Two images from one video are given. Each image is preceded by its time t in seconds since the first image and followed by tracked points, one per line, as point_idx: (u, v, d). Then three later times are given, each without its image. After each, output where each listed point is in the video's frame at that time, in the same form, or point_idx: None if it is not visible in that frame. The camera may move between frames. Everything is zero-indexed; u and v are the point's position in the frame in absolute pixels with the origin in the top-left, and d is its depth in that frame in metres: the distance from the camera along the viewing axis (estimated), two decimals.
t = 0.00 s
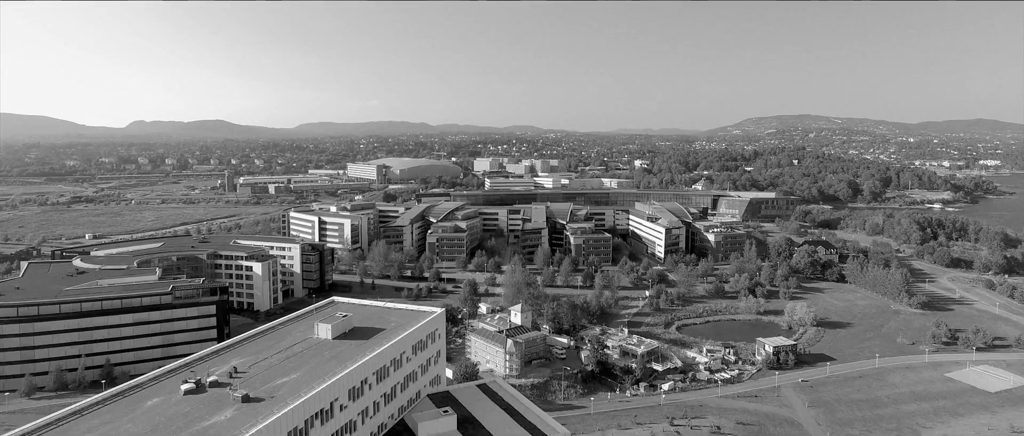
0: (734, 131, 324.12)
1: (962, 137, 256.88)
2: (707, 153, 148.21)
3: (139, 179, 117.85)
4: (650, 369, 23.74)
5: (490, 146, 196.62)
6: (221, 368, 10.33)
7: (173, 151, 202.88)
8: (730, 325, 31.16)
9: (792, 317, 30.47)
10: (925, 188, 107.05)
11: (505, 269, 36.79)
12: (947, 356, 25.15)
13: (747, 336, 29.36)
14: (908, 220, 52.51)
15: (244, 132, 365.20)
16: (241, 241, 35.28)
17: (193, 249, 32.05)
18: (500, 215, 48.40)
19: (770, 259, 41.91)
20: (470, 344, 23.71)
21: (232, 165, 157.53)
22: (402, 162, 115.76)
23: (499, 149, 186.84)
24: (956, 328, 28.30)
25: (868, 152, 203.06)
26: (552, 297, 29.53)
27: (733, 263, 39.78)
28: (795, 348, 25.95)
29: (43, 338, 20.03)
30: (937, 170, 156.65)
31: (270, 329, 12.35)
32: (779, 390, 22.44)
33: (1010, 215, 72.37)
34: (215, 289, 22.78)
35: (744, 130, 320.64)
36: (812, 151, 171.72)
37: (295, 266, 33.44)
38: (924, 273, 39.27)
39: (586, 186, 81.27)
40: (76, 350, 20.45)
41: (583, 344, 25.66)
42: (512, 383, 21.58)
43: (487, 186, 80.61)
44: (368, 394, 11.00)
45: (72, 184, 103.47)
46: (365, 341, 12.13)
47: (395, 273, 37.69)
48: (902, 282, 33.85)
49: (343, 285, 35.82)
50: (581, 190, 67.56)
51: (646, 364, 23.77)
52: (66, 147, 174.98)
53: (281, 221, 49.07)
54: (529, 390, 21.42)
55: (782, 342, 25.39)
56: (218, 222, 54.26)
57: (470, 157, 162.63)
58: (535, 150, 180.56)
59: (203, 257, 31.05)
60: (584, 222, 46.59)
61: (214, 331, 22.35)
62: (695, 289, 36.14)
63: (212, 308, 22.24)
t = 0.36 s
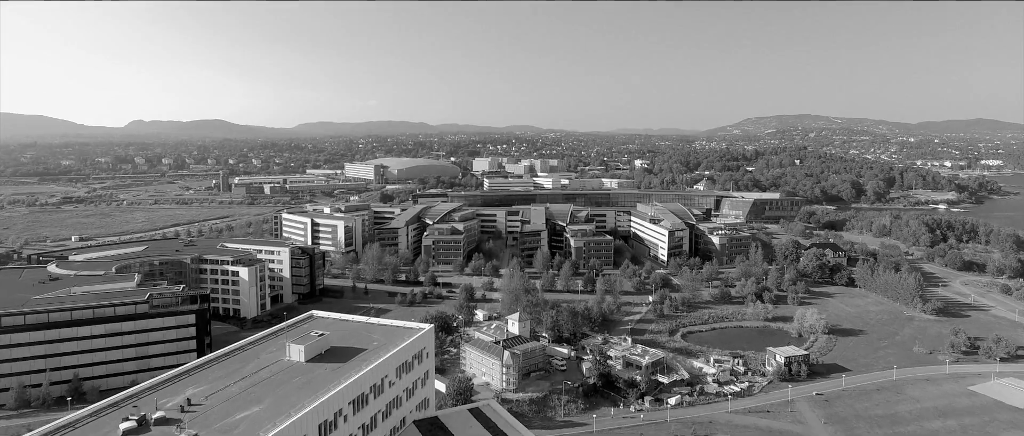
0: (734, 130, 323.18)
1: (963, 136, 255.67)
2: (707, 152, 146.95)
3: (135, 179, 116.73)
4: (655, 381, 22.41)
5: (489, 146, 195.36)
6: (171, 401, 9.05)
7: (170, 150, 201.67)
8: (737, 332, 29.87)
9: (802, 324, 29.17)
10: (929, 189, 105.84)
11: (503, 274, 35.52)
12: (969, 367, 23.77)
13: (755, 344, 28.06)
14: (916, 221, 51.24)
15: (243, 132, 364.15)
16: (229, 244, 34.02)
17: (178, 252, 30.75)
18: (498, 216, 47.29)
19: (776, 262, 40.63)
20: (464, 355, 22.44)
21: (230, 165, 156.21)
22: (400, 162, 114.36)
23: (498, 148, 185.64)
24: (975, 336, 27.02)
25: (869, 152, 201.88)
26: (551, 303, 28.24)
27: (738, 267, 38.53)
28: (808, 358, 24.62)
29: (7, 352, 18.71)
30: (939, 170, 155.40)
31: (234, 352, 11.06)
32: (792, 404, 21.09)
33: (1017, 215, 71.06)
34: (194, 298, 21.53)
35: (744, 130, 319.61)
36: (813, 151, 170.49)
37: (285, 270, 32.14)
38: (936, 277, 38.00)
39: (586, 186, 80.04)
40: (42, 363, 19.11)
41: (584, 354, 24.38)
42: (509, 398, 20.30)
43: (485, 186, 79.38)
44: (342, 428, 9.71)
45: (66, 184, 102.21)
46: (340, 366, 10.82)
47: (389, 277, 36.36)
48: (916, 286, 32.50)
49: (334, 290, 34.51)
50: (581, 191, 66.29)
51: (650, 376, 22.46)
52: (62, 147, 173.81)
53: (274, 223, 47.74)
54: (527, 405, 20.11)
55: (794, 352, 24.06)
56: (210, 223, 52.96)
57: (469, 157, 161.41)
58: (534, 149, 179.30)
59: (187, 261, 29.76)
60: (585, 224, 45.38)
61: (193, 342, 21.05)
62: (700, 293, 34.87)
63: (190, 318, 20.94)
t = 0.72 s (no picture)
0: (735, 131, 321.84)
1: (965, 136, 254.12)
2: (709, 153, 145.51)
3: (131, 179, 115.44)
4: (661, 396, 21.08)
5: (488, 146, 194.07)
6: None
7: (168, 151, 200.45)
8: (746, 341, 28.53)
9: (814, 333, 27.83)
10: (934, 189, 104.39)
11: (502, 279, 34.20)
12: (993, 381, 22.43)
13: (765, 354, 26.71)
14: (926, 224, 49.89)
15: (241, 131, 362.86)
16: (216, 248, 32.68)
17: (161, 257, 29.39)
18: (496, 219, 45.99)
19: (783, 267, 39.31)
20: (459, 369, 21.12)
21: (227, 165, 154.85)
22: (398, 163, 112.94)
23: (498, 148, 184.31)
24: (997, 347, 25.71)
25: (871, 152, 200.40)
26: (550, 311, 26.93)
27: (745, 272, 37.20)
28: (822, 371, 23.27)
29: None
30: (942, 170, 153.98)
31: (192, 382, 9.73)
32: (809, 422, 19.75)
33: None
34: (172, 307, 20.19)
35: (745, 130, 318.28)
36: (815, 151, 169.07)
37: (274, 276, 30.82)
38: (950, 282, 36.65)
39: (587, 187, 78.67)
40: (6, 381, 17.73)
41: (586, 366, 23.08)
42: (506, 417, 18.98)
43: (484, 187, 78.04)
44: None
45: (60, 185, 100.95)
46: (311, 398, 9.49)
47: (383, 283, 34.95)
48: (932, 292, 31.14)
49: (326, 296, 33.15)
50: (582, 192, 64.90)
51: (656, 391, 21.12)
52: (59, 147, 172.61)
53: (266, 226, 46.34)
54: (525, 424, 18.78)
55: (809, 365, 22.73)
56: (202, 226, 51.57)
57: (469, 157, 160.08)
58: (534, 150, 177.94)
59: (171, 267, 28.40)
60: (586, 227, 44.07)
61: (170, 355, 19.70)
62: (706, 299, 33.55)
63: (168, 329, 19.60)
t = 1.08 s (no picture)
0: (736, 131, 320.38)
1: (968, 137, 252.41)
2: (711, 153, 144.05)
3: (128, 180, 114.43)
4: (669, 415, 19.71)
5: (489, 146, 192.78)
6: None
7: (167, 151, 199.56)
8: (757, 352, 27.15)
9: (829, 344, 26.45)
10: (940, 191, 102.83)
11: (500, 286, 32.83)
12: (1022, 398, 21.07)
13: (778, 367, 25.31)
14: (938, 227, 48.48)
15: (242, 131, 362.10)
16: (202, 254, 31.31)
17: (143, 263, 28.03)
18: (496, 222, 44.65)
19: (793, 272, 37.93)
20: (454, 385, 19.74)
21: (226, 166, 153.74)
22: (398, 163, 111.65)
23: (498, 149, 183.03)
24: None
25: (874, 153, 198.85)
26: (551, 321, 25.54)
27: (754, 277, 35.81)
28: (841, 386, 21.88)
29: None
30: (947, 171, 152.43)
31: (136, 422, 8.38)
32: None
33: None
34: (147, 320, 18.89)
35: (747, 130, 316.88)
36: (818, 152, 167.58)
37: (262, 283, 29.47)
38: (967, 289, 35.21)
39: (588, 188, 77.34)
40: None
41: (589, 381, 21.71)
42: None
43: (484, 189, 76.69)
44: None
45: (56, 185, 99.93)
46: None
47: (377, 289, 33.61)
48: (951, 300, 29.74)
49: (317, 303, 31.79)
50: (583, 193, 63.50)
51: (664, 409, 19.75)
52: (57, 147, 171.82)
53: (259, 229, 45.01)
54: None
55: (827, 380, 21.34)
56: (194, 229, 50.29)
57: (469, 158, 158.79)
58: (535, 150, 176.60)
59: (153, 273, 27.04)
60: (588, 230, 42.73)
61: (144, 371, 18.33)
62: (713, 307, 32.16)
63: (142, 342, 18.24)
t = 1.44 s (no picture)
0: (737, 131, 319.08)
1: (970, 137, 251.03)
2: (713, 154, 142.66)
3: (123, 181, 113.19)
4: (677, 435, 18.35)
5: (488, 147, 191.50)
6: None
7: (165, 151, 198.45)
8: (767, 363, 25.80)
9: (844, 355, 25.07)
10: (946, 192, 101.38)
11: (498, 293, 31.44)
12: None
13: (791, 380, 23.92)
14: (948, 231, 47.10)
15: (241, 131, 361.04)
16: (187, 259, 29.96)
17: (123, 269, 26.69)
18: (494, 225, 43.32)
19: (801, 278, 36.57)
20: (446, 403, 18.36)
21: (223, 166, 152.46)
22: (396, 164, 110.32)
23: (498, 150, 181.76)
24: None
25: (877, 154, 197.45)
26: (551, 332, 24.15)
27: (761, 283, 34.44)
28: (861, 403, 20.50)
29: None
30: (950, 171, 151.01)
31: None
32: None
33: None
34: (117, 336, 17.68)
35: (748, 131, 315.64)
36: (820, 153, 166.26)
37: (248, 290, 28.11)
38: (983, 296, 33.83)
39: (588, 190, 75.95)
40: None
41: (591, 398, 20.36)
42: None
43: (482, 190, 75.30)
44: None
45: (51, 186, 98.79)
46: None
47: (370, 296, 32.24)
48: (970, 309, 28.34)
49: (306, 311, 30.42)
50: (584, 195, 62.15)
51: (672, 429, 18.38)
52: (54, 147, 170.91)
53: (249, 231, 43.65)
54: None
55: (846, 397, 19.97)
56: (184, 231, 48.97)
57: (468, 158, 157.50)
58: (535, 150, 175.31)
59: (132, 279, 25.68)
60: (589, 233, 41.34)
61: (112, 389, 16.91)
62: (720, 314, 30.78)
63: (110, 358, 16.85)
